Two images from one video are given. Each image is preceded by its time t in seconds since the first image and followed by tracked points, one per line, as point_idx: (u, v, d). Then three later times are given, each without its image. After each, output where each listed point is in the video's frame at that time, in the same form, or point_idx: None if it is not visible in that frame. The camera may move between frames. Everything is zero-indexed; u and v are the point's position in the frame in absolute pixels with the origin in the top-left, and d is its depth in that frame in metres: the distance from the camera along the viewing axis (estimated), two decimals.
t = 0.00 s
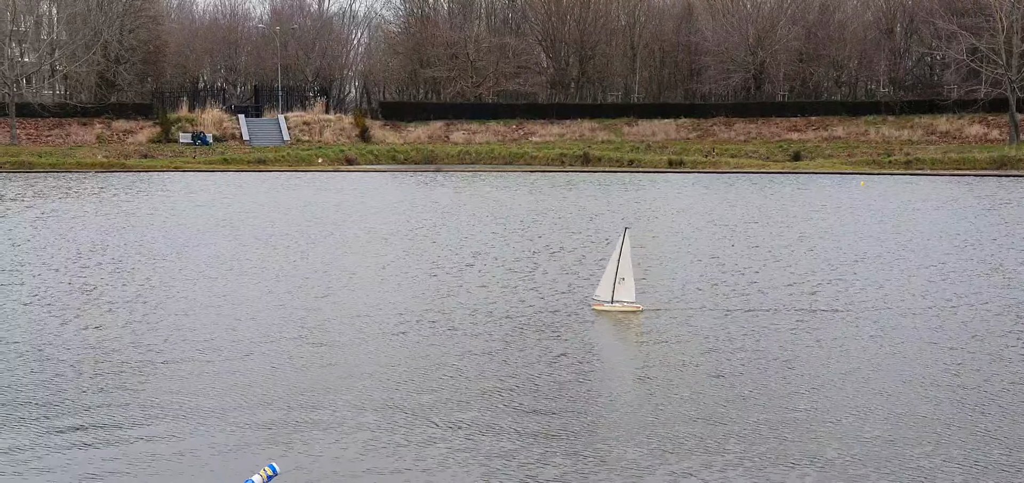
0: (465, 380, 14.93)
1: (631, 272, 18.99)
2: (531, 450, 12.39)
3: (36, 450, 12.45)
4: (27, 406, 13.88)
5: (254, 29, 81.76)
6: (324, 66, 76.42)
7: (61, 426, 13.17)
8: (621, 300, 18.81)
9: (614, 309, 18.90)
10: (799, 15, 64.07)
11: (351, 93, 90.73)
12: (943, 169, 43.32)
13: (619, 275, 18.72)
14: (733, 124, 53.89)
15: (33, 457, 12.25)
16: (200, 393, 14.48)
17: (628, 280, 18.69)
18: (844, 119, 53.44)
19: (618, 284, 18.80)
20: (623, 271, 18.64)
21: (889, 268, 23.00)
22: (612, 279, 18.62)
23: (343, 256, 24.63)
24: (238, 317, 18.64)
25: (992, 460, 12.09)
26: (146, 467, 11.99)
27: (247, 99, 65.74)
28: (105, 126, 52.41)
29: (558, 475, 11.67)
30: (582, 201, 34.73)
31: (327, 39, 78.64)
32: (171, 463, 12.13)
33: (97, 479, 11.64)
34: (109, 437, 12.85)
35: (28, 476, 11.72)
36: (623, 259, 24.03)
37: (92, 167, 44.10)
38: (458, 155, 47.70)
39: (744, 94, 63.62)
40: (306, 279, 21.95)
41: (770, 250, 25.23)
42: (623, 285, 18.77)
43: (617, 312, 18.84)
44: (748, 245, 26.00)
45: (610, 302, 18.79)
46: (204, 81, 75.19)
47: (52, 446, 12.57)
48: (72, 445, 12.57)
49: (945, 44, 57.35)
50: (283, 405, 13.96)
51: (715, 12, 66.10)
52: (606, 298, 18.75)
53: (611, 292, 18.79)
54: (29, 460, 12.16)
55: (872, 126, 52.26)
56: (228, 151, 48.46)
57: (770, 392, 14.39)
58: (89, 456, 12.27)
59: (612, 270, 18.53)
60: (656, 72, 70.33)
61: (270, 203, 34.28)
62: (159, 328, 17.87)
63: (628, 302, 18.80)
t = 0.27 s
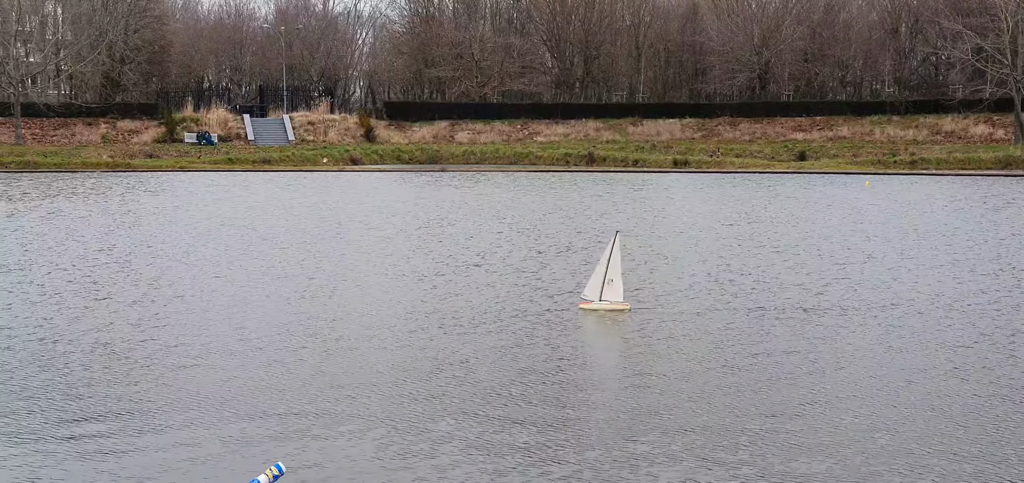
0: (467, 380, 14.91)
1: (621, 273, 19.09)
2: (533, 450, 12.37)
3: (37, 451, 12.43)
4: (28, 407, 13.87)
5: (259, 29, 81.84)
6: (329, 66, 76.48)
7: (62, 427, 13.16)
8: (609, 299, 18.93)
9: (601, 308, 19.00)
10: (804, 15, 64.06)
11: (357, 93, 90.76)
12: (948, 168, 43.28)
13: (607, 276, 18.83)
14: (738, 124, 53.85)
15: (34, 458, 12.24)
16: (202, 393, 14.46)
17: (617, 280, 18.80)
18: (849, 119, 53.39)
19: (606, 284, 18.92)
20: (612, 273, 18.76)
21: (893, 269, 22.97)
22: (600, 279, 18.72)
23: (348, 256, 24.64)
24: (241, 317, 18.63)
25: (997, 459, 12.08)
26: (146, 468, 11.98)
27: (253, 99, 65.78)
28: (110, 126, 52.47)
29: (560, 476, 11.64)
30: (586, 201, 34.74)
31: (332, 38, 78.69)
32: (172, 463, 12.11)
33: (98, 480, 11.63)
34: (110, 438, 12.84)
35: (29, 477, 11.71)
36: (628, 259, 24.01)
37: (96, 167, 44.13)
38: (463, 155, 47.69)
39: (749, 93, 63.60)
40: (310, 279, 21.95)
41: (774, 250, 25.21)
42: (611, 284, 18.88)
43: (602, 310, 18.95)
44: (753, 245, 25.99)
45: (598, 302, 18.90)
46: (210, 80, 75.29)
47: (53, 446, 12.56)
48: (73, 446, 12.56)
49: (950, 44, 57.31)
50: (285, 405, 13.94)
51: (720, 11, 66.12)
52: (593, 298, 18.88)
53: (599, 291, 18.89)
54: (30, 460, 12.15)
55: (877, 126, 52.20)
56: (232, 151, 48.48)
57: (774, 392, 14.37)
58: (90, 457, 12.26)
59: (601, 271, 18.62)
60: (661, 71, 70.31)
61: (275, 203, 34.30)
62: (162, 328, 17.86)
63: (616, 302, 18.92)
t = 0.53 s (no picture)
0: (472, 380, 14.88)
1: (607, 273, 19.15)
2: (537, 452, 12.35)
3: (39, 451, 12.39)
4: (33, 406, 13.83)
5: (265, 29, 81.85)
6: (335, 66, 76.48)
7: (65, 427, 13.11)
8: (596, 299, 18.91)
9: (589, 307, 18.97)
10: (811, 15, 63.96)
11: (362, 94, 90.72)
12: (955, 168, 43.22)
13: (594, 274, 18.87)
14: (744, 124, 53.77)
15: (36, 458, 12.20)
16: (206, 393, 14.43)
17: (603, 279, 18.85)
18: (856, 119, 53.32)
19: (593, 284, 18.96)
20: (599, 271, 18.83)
21: (900, 269, 22.90)
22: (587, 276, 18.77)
23: (354, 255, 24.62)
24: (246, 317, 18.59)
25: (1005, 461, 12.08)
26: (150, 468, 11.95)
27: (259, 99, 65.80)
28: (116, 126, 52.50)
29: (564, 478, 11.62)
30: (591, 201, 34.67)
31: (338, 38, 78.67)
32: (175, 463, 12.08)
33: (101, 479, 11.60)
34: (113, 437, 12.80)
35: (31, 476, 11.67)
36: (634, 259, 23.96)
37: (103, 167, 44.14)
38: (469, 155, 47.68)
39: (755, 93, 63.52)
40: (315, 279, 21.91)
41: (780, 250, 25.15)
42: (597, 283, 18.90)
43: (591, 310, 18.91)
44: (759, 245, 25.93)
45: (585, 301, 18.90)
46: (215, 80, 75.26)
47: (55, 446, 12.53)
48: (75, 446, 12.52)
49: (957, 44, 57.23)
50: (290, 405, 13.90)
51: (726, 11, 66.05)
52: (580, 296, 18.89)
53: (585, 290, 18.93)
54: (32, 460, 12.13)
55: (883, 126, 52.10)
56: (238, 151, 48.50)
57: (780, 394, 14.33)
58: (94, 456, 12.23)
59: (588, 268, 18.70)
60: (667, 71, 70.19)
61: (280, 202, 34.29)
62: (169, 328, 17.83)
63: (602, 301, 18.89)
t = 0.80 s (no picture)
0: (476, 381, 14.88)
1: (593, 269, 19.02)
2: (542, 452, 12.35)
3: (43, 451, 12.39)
4: (38, 406, 13.84)
5: (270, 29, 81.89)
6: (340, 66, 76.50)
7: (69, 427, 13.12)
8: (581, 298, 18.90)
9: (576, 306, 18.98)
10: (816, 15, 63.89)
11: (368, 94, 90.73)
12: (961, 168, 43.17)
13: (578, 275, 18.81)
14: (749, 124, 53.74)
15: (40, 458, 12.21)
16: (211, 393, 14.44)
17: (587, 278, 18.76)
18: (861, 119, 53.26)
19: (578, 282, 18.90)
20: (583, 269, 18.70)
21: (905, 269, 22.90)
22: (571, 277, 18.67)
23: (359, 255, 24.62)
24: (250, 317, 18.59)
25: (1011, 462, 12.07)
26: (153, 468, 11.94)
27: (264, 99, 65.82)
28: (121, 126, 52.54)
29: (570, 478, 11.63)
30: (596, 201, 34.65)
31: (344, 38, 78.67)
32: (179, 463, 12.09)
33: (105, 479, 11.59)
34: (118, 437, 12.81)
35: (36, 476, 11.67)
36: (640, 259, 23.93)
37: (109, 167, 44.18)
38: (474, 155, 47.67)
39: (760, 93, 63.48)
40: (321, 279, 21.92)
41: (785, 250, 25.14)
42: (582, 283, 18.86)
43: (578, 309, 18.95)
44: (764, 245, 25.92)
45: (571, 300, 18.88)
46: (221, 80, 75.32)
47: (60, 446, 12.53)
48: (80, 446, 12.52)
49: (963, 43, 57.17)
50: (294, 406, 13.90)
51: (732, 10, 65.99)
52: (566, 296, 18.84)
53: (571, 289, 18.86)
54: (36, 460, 12.13)
55: (889, 126, 52.06)
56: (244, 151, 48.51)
57: (786, 394, 14.32)
58: (99, 456, 12.23)
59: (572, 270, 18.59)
60: (672, 71, 70.08)
61: (286, 202, 34.29)
62: (174, 328, 17.84)
63: (588, 300, 18.90)
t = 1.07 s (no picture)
0: (482, 380, 14.82)
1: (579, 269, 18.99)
2: (548, 452, 12.29)
3: (48, 450, 12.34)
4: (42, 406, 13.78)
5: (278, 29, 81.93)
6: (348, 66, 76.47)
7: (73, 427, 13.06)
8: (570, 298, 18.84)
9: (564, 306, 18.91)
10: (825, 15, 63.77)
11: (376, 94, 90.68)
12: (970, 168, 43.04)
13: (565, 274, 18.76)
14: (757, 124, 53.62)
15: (44, 457, 12.15)
16: (216, 393, 14.38)
17: (575, 278, 18.72)
18: (870, 119, 53.14)
19: (566, 281, 18.84)
20: (571, 267, 18.64)
21: (915, 269, 22.79)
22: (559, 276, 18.62)
23: (366, 256, 24.55)
24: (255, 317, 18.52)
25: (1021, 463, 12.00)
26: (157, 468, 11.88)
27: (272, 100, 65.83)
28: (129, 126, 52.56)
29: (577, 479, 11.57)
30: (604, 201, 34.56)
31: (351, 38, 78.64)
32: (183, 463, 12.04)
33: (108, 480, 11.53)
34: (121, 438, 12.75)
35: (39, 476, 11.61)
36: (649, 259, 23.83)
37: (117, 167, 44.20)
38: (481, 155, 47.62)
39: (769, 93, 63.36)
40: (327, 279, 21.87)
41: (793, 250, 25.06)
42: (570, 283, 18.80)
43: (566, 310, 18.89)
44: (772, 245, 25.83)
45: (560, 300, 18.82)
46: (229, 81, 75.34)
47: (63, 446, 12.49)
48: (83, 446, 12.47)
49: (973, 43, 56.97)
50: (300, 405, 13.85)
51: (740, 10, 65.84)
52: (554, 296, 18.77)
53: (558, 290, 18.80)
54: (40, 460, 12.07)
55: (897, 126, 51.93)
56: (252, 151, 48.51)
57: (793, 394, 14.25)
58: (102, 457, 12.17)
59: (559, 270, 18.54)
60: (680, 71, 69.91)
61: (293, 202, 34.27)
62: (180, 327, 17.79)
63: (577, 300, 18.85)
